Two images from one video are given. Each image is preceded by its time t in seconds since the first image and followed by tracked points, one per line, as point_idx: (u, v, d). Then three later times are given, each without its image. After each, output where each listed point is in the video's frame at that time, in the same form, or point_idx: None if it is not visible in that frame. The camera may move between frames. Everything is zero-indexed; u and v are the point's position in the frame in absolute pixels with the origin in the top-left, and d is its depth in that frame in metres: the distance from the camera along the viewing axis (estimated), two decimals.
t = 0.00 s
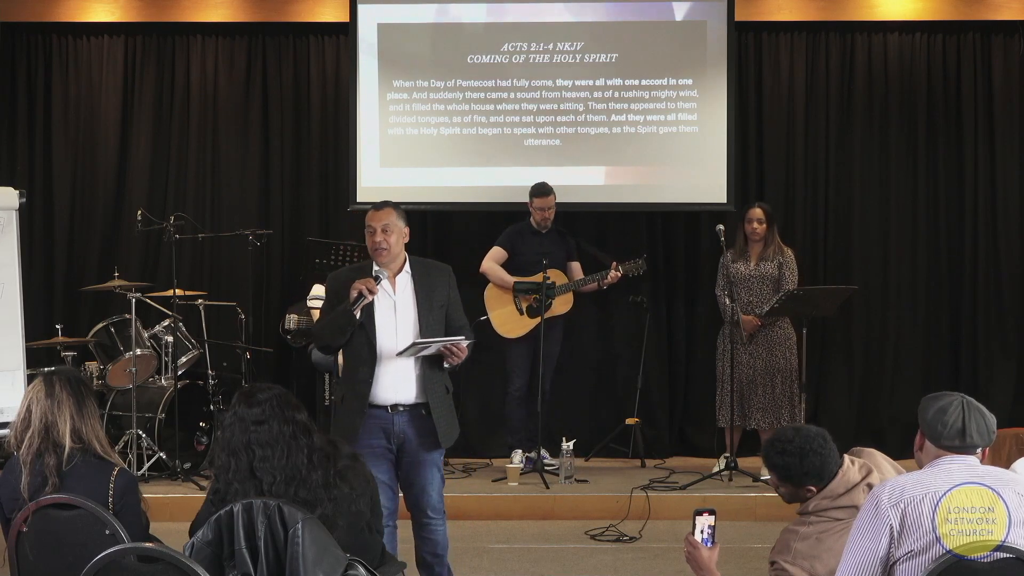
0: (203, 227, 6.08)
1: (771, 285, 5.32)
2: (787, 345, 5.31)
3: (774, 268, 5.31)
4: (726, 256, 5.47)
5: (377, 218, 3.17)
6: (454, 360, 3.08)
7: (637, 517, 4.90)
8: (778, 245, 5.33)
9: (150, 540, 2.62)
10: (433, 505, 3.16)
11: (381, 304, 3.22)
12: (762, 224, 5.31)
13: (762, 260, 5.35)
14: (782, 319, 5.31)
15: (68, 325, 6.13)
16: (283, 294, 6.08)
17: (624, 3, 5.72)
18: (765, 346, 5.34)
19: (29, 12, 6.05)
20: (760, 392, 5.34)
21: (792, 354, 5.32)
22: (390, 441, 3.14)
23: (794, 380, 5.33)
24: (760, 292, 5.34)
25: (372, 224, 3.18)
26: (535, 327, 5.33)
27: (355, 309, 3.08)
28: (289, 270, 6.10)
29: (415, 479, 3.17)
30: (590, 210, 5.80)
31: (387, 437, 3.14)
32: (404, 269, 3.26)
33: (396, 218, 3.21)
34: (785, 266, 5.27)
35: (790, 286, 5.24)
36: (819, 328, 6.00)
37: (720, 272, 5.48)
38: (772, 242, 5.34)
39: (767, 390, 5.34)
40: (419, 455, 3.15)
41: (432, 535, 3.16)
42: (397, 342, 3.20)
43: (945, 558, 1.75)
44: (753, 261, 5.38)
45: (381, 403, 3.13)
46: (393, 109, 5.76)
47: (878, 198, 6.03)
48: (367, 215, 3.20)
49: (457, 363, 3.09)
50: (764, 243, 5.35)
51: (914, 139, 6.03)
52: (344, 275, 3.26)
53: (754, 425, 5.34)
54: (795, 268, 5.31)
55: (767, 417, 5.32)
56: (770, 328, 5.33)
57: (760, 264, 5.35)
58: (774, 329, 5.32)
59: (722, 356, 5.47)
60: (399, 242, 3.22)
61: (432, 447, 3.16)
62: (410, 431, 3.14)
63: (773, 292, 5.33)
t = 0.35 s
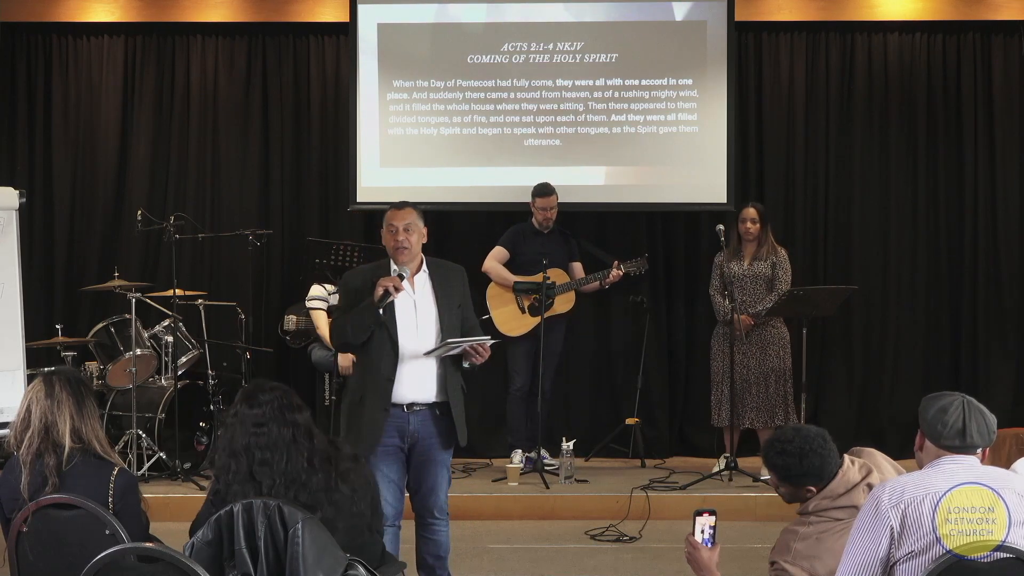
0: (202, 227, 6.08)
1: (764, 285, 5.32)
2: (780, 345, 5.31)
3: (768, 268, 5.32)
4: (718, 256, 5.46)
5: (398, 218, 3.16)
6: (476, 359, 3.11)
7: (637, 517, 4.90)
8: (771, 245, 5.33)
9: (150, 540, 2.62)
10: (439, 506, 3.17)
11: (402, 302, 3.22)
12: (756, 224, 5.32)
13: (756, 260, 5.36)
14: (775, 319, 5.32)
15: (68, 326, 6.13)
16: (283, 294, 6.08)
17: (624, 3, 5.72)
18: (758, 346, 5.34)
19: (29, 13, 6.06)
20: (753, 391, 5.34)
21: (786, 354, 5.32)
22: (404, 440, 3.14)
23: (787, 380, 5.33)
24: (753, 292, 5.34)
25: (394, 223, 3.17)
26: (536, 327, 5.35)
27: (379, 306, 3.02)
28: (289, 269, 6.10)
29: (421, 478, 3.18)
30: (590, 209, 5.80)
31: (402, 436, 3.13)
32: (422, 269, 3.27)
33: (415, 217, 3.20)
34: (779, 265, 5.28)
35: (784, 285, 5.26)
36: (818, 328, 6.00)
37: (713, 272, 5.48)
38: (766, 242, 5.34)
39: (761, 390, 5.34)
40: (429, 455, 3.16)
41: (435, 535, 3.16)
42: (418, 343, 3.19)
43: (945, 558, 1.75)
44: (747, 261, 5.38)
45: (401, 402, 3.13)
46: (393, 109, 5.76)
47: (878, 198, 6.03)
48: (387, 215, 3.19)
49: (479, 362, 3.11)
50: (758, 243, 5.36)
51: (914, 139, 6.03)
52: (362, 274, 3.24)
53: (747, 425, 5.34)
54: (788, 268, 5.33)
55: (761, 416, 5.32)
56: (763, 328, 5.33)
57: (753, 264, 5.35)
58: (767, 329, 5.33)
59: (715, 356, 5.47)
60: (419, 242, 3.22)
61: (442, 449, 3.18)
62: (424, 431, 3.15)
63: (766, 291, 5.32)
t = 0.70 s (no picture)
0: (202, 227, 6.08)
1: (758, 285, 5.31)
2: (773, 345, 5.31)
3: (761, 268, 5.31)
4: (712, 257, 5.46)
5: (422, 218, 3.19)
6: (497, 359, 3.14)
7: (637, 517, 4.90)
8: (765, 245, 5.33)
9: (150, 540, 2.62)
10: (447, 506, 3.18)
11: (424, 302, 3.21)
12: (749, 224, 5.32)
13: (749, 260, 5.35)
14: (767, 320, 5.31)
15: (68, 326, 6.13)
16: (283, 294, 6.08)
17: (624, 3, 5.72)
18: (751, 347, 5.33)
19: (30, 13, 6.06)
20: (747, 391, 5.34)
21: (779, 353, 5.32)
22: (421, 439, 3.14)
23: (781, 380, 5.34)
24: (747, 292, 5.33)
25: (419, 224, 3.19)
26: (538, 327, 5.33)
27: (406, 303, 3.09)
28: (289, 269, 6.10)
29: (431, 477, 3.19)
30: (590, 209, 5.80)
31: (420, 434, 3.13)
32: (442, 268, 3.28)
33: (438, 218, 3.23)
34: (772, 265, 5.28)
35: (778, 286, 5.26)
36: (818, 328, 6.00)
37: (707, 272, 5.48)
38: (759, 242, 5.34)
39: (755, 390, 5.34)
40: (442, 455, 3.18)
41: (439, 534, 3.17)
42: (440, 342, 3.19)
43: (945, 558, 1.75)
44: (739, 261, 5.37)
45: (421, 402, 3.13)
46: (393, 109, 5.76)
47: (878, 198, 6.03)
48: (410, 215, 3.21)
49: (500, 364, 3.14)
50: (750, 242, 5.35)
51: (914, 139, 6.03)
52: (383, 273, 3.25)
53: (742, 424, 5.34)
54: (781, 268, 5.33)
55: (755, 416, 5.32)
56: (756, 329, 5.33)
57: (747, 264, 5.34)
58: (761, 329, 5.32)
59: (710, 357, 5.45)
60: (442, 243, 3.23)
61: (456, 449, 3.20)
62: (442, 431, 3.16)
63: (761, 292, 5.32)
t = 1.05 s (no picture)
0: (202, 228, 6.08)
1: (753, 286, 5.30)
2: (769, 345, 5.32)
3: (756, 268, 5.31)
4: (706, 257, 5.45)
5: (434, 217, 3.18)
6: (510, 358, 3.16)
7: (637, 517, 4.90)
8: (759, 245, 5.34)
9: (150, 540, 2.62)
10: (452, 505, 3.18)
11: (436, 299, 3.23)
12: (744, 225, 5.33)
13: (744, 261, 5.35)
14: (763, 319, 5.31)
15: (68, 326, 6.13)
16: (283, 294, 6.08)
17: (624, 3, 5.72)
18: (747, 347, 5.33)
19: (30, 13, 6.06)
20: (744, 392, 5.34)
21: (774, 353, 5.33)
22: (431, 437, 3.14)
23: (775, 380, 5.34)
24: (742, 292, 5.31)
25: (430, 222, 3.18)
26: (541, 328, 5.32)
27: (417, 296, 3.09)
28: (289, 269, 6.10)
29: (438, 476, 3.19)
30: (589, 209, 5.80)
31: (430, 432, 3.13)
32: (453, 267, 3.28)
33: (449, 217, 3.22)
34: (767, 266, 5.28)
35: (773, 286, 5.26)
36: (818, 328, 6.00)
37: (701, 273, 5.47)
38: (753, 243, 5.35)
39: (751, 390, 5.33)
40: (450, 454, 3.18)
41: (443, 533, 3.16)
42: (453, 342, 3.20)
43: (945, 558, 1.75)
44: (734, 262, 5.36)
45: (433, 400, 3.14)
46: (393, 109, 5.76)
47: (878, 198, 6.02)
48: (421, 214, 3.20)
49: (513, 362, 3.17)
50: (745, 243, 5.37)
51: (914, 139, 6.03)
52: (395, 272, 3.28)
53: (738, 425, 5.33)
54: (776, 268, 5.34)
55: (752, 416, 5.32)
56: (752, 329, 5.33)
57: (742, 265, 5.33)
58: (757, 330, 5.32)
59: (704, 358, 5.42)
60: (453, 242, 3.23)
61: (465, 448, 3.20)
62: (452, 430, 3.17)
63: (756, 292, 5.31)
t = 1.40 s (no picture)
0: (202, 228, 6.08)
1: (751, 286, 5.30)
2: (766, 345, 5.32)
3: (753, 268, 5.32)
4: (703, 257, 5.46)
5: (447, 221, 3.17)
6: (511, 360, 3.13)
7: (637, 517, 4.90)
8: (755, 246, 5.35)
9: (150, 540, 2.62)
10: (452, 505, 3.18)
11: (438, 299, 3.23)
12: (741, 225, 5.34)
13: (741, 260, 5.35)
14: (761, 319, 5.32)
15: (68, 326, 6.13)
16: (283, 294, 6.08)
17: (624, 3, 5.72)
18: (745, 346, 5.33)
19: (31, 13, 6.07)
20: (742, 391, 5.33)
21: (771, 353, 5.33)
22: (430, 435, 3.15)
23: (773, 380, 5.35)
24: (741, 292, 5.31)
25: (442, 227, 3.16)
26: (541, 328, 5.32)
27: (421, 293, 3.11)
28: (289, 269, 6.10)
29: (438, 475, 3.19)
30: (589, 209, 5.80)
31: (429, 431, 3.14)
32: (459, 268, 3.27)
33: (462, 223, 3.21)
34: (765, 266, 5.29)
35: (770, 286, 5.27)
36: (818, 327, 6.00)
37: (699, 273, 5.47)
38: (750, 243, 5.36)
39: (749, 390, 5.33)
40: (450, 453, 3.18)
41: (443, 533, 3.16)
42: (453, 342, 3.20)
43: (945, 558, 1.75)
44: (732, 262, 5.36)
45: (432, 398, 3.14)
46: (393, 109, 5.76)
47: (879, 197, 6.02)
48: (434, 216, 3.17)
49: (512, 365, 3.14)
50: (742, 243, 5.37)
51: (914, 139, 6.03)
52: (399, 271, 3.28)
53: (737, 425, 5.32)
54: (773, 268, 5.35)
55: (750, 416, 5.31)
56: (750, 329, 5.33)
57: (739, 264, 5.33)
58: (755, 329, 5.33)
59: (703, 358, 5.43)
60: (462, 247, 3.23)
61: (465, 448, 3.20)
62: (451, 429, 3.17)
63: (754, 292, 5.31)
